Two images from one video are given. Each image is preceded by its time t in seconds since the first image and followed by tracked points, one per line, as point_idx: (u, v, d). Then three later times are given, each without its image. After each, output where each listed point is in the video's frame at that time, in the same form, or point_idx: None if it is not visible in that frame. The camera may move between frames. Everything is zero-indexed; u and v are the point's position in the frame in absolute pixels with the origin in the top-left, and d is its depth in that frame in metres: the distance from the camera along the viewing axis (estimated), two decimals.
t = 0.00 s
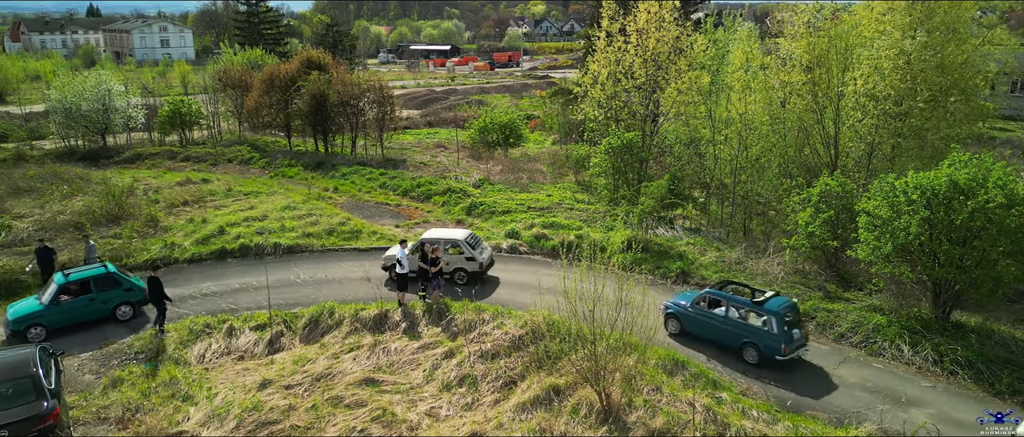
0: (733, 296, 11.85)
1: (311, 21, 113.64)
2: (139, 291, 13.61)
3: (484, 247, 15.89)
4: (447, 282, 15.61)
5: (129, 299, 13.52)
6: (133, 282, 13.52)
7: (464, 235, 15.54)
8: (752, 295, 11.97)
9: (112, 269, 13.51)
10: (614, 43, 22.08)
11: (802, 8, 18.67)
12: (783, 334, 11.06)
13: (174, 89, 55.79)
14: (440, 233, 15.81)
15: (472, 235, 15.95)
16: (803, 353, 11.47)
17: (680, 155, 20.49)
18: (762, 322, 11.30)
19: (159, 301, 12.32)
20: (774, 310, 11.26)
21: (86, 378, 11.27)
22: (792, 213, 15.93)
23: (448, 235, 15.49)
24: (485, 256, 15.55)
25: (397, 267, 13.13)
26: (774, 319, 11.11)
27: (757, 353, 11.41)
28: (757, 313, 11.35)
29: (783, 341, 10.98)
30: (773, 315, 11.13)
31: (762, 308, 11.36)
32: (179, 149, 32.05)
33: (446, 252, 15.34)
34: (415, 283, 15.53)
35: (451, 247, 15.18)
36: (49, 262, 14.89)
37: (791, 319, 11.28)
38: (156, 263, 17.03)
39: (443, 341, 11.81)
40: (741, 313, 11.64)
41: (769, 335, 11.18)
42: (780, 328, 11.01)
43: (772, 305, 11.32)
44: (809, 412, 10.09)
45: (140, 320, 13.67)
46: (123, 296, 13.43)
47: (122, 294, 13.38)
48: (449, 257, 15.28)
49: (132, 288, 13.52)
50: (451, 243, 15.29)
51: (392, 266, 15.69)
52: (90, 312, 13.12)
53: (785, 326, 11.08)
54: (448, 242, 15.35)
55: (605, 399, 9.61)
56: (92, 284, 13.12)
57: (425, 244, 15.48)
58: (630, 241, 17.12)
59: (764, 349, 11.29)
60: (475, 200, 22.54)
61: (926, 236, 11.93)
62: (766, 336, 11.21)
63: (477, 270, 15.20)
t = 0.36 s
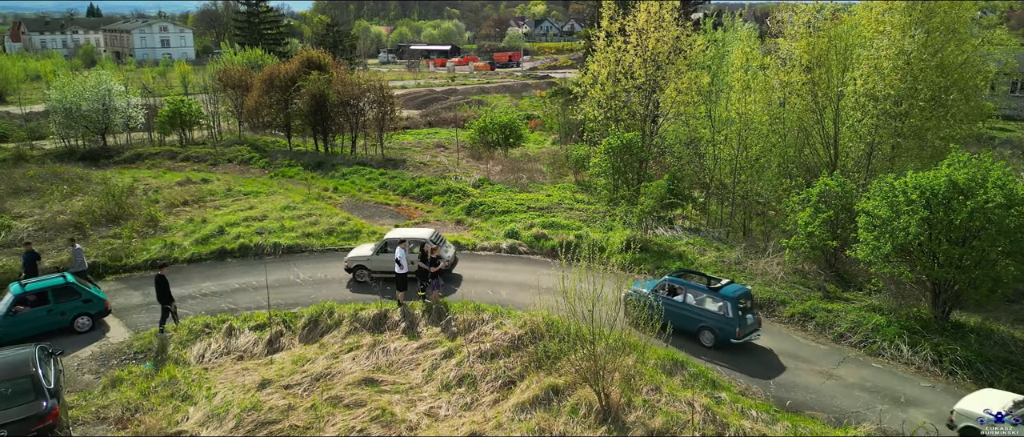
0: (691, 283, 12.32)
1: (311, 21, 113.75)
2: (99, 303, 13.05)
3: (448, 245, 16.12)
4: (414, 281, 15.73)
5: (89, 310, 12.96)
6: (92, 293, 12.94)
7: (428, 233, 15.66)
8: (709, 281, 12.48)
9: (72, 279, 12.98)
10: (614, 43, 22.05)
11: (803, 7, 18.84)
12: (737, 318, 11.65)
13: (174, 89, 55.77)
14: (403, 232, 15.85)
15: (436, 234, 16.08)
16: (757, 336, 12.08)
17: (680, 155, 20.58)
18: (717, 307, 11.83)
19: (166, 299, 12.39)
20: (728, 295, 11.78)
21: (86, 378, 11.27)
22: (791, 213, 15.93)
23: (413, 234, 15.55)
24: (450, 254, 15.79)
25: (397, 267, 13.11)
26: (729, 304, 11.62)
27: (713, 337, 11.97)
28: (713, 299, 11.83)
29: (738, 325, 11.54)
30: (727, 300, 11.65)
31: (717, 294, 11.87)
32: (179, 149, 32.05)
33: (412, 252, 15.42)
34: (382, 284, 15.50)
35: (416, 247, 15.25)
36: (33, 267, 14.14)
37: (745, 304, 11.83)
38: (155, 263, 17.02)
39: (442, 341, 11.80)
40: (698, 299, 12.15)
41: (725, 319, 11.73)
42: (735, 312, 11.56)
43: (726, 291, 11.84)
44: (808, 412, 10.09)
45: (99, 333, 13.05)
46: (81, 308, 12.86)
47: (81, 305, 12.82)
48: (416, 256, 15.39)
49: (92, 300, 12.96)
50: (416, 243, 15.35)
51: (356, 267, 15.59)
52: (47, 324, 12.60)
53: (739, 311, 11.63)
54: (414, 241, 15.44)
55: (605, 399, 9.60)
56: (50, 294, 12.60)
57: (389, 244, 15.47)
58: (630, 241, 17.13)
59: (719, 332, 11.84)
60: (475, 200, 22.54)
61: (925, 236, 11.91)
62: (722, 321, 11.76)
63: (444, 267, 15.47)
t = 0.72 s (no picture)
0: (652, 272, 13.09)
1: (312, 21, 113.87)
2: (60, 310, 12.72)
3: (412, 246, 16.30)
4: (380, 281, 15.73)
5: (50, 318, 12.62)
6: (52, 301, 12.59)
7: (393, 233, 15.81)
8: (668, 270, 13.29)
9: (31, 287, 12.60)
10: (616, 43, 22.02)
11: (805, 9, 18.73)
12: (696, 304, 12.42)
13: (177, 89, 55.88)
14: (368, 233, 15.89)
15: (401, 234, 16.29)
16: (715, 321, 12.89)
17: (681, 155, 20.45)
18: (677, 293, 12.62)
19: (175, 295, 12.60)
20: (687, 281, 12.61)
21: (88, 377, 11.30)
22: (792, 213, 15.92)
23: (379, 235, 15.64)
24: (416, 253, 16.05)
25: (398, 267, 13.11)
26: (688, 290, 12.43)
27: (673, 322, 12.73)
28: (674, 286, 12.62)
29: (696, 310, 12.33)
30: (686, 286, 12.46)
31: (677, 281, 12.67)
32: (181, 149, 32.09)
33: (378, 251, 15.50)
34: (383, 284, 15.58)
35: (385, 247, 15.43)
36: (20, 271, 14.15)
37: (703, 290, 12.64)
38: (157, 262, 17.07)
39: (444, 341, 11.82)
40: (658, 286, 12.93)
41: (684, 304, 12.52)
42: (693, 298, 12.35)
43: (685, 278, 12.66)
44: (809, 412, 10.09)
45: (62, 340, 12.76)
46: (42, 316, 12.53)
47: (41, 314, 12.48)
48: (383, 256, 15.48)
49: (52, 308, 12.61)
50: (384, 243, 15.51)
51: (322, 269, 15.44)
52: (8, 334, 12.27)
53: (698, 296, 12.44)
54: (380, 241, 15.53)
55: (606, 399, 9.62)
56: (9, 304, 12.23)
57: (355, 244, 15.47)
58: (631, 241, 17.14)
59: (678, 317, 12.64)
60: (477, 200, 22.55)
61: (927, 236, 11.93)
62: (681, 306, 12.54)
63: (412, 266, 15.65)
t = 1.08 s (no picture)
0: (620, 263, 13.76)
1: (317, 21, 114.12)
2: (26, 319, 12.40)
3: (385, 246, 16.16)
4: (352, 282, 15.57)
5: (15, 327, 12.29)
6: (18, 309, 12.27)
7: (364, 234, 15.65)
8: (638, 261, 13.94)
9: None
10: (621, 43, 21.98)
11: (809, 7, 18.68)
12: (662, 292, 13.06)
13: (182, 89, 56.12)
14: (338, 235, 15.72)
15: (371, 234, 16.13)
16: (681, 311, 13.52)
17: (685, 155, 20.36)
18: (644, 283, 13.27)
19: (187, 292, 12.75)
20: (653, 272, 13.33)
21: (94, 375, 11.39)
22: (797, 213, 15.91)
23: (349, 236, 15.48)
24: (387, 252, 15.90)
25: (402, 266, 13.15)
26: (654, 279, 13.11)
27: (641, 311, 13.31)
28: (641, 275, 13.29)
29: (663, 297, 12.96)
30: (651, 276, 13.14)
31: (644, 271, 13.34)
32: (187, 149, 32.23)
33: (348, 253, 15.34)
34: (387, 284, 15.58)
35: (354, 248, 15.29)
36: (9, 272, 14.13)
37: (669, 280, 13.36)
38: (163, 261, 17.16)
39: (448, 340, 11.87)
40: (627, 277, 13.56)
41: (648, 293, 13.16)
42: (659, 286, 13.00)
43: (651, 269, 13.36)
44: (814, 412, 10.08)
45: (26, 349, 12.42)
46: (6, 325, 12.17)
47: (6, 322, 12.13)
48: (353, 257, 15.32)
49: (18, 316, 12.29)
50: (353, 244, 15.35)
51: (291, 272, 15.25)
52: None
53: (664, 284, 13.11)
54: (351, 242, 15.37)
55: (609, 398, 9.66)
56: None
57: (325, 246, 15.30)
58: (635, 241, 17.14)
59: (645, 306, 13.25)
60: (481, 200, 22.59)
61: (932, 236, 11.87)
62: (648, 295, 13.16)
63: (383, 267, 15.49)
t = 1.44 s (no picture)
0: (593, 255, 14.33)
1: (322, 21, 114.44)
2: None
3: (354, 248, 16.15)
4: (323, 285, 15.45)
5: None
6: None
7: (334, 236, 15.64)
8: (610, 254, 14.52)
9: None
10: (626, 43, 21.98)
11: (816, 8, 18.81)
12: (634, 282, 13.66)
13: (188, 89, 56.38)
14: (307, 238, 15.65)
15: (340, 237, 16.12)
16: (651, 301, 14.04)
17: (690, 156, 20.44)
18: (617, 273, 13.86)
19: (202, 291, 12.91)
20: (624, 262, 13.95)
21: (101, 374, 11.48)
22: (802, 213, 15.83)
23: (319, 238, 15.44)
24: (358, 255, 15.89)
25: (407, 266, 13.20)
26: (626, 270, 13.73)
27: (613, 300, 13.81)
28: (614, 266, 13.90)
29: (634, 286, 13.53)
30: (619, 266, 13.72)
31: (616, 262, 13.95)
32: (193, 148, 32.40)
33: (319, 255, 15.28)
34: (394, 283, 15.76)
35: (325, 250, 15.26)
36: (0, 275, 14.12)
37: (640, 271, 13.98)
38: (169, 261, 17.26)
39: (453, 340, 11.91)
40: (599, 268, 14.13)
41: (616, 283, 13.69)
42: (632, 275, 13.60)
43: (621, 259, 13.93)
44: (819, 412, 10.06)
45: None
46: None
47: None
48: (324, 259, 15.27)
49: None
50: (324, 246, 15.32)
51: (261, 276, 15.04)
52: None
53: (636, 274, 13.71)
54: (322, 244, 15.33)
55: (614, 399, 9.67)
56: None
57: (295, 249, 15.20)
58: (640, 241, 17.13)
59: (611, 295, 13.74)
60: (486, 200, 22.63)
61: (939, 236, 11.80)
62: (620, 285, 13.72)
63: (355, 268, 15.46)
